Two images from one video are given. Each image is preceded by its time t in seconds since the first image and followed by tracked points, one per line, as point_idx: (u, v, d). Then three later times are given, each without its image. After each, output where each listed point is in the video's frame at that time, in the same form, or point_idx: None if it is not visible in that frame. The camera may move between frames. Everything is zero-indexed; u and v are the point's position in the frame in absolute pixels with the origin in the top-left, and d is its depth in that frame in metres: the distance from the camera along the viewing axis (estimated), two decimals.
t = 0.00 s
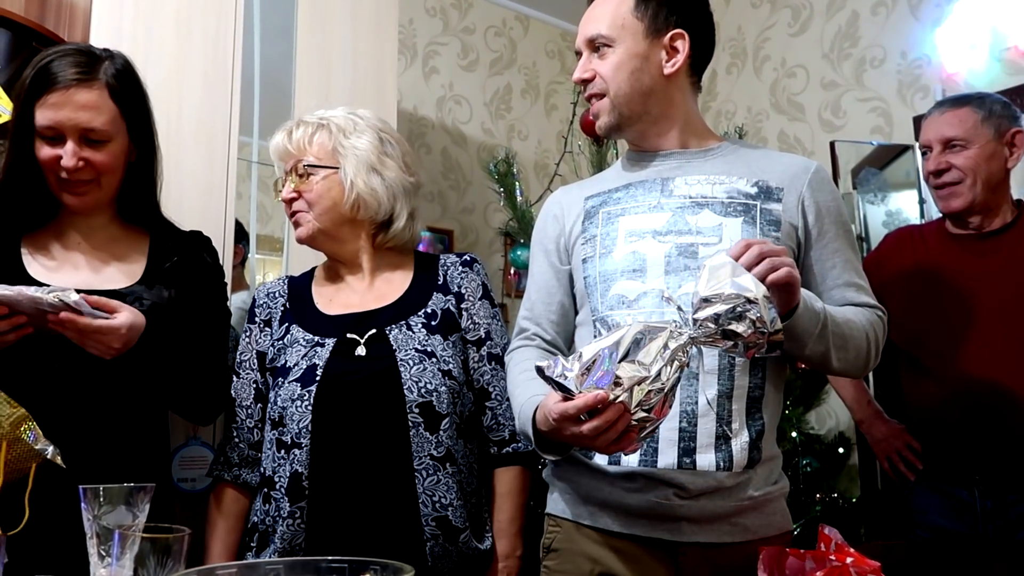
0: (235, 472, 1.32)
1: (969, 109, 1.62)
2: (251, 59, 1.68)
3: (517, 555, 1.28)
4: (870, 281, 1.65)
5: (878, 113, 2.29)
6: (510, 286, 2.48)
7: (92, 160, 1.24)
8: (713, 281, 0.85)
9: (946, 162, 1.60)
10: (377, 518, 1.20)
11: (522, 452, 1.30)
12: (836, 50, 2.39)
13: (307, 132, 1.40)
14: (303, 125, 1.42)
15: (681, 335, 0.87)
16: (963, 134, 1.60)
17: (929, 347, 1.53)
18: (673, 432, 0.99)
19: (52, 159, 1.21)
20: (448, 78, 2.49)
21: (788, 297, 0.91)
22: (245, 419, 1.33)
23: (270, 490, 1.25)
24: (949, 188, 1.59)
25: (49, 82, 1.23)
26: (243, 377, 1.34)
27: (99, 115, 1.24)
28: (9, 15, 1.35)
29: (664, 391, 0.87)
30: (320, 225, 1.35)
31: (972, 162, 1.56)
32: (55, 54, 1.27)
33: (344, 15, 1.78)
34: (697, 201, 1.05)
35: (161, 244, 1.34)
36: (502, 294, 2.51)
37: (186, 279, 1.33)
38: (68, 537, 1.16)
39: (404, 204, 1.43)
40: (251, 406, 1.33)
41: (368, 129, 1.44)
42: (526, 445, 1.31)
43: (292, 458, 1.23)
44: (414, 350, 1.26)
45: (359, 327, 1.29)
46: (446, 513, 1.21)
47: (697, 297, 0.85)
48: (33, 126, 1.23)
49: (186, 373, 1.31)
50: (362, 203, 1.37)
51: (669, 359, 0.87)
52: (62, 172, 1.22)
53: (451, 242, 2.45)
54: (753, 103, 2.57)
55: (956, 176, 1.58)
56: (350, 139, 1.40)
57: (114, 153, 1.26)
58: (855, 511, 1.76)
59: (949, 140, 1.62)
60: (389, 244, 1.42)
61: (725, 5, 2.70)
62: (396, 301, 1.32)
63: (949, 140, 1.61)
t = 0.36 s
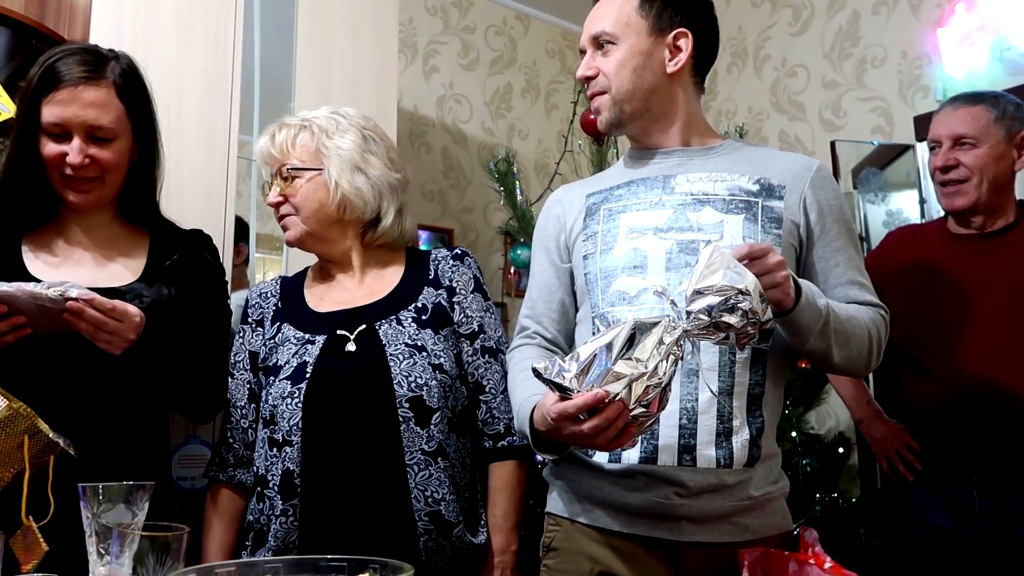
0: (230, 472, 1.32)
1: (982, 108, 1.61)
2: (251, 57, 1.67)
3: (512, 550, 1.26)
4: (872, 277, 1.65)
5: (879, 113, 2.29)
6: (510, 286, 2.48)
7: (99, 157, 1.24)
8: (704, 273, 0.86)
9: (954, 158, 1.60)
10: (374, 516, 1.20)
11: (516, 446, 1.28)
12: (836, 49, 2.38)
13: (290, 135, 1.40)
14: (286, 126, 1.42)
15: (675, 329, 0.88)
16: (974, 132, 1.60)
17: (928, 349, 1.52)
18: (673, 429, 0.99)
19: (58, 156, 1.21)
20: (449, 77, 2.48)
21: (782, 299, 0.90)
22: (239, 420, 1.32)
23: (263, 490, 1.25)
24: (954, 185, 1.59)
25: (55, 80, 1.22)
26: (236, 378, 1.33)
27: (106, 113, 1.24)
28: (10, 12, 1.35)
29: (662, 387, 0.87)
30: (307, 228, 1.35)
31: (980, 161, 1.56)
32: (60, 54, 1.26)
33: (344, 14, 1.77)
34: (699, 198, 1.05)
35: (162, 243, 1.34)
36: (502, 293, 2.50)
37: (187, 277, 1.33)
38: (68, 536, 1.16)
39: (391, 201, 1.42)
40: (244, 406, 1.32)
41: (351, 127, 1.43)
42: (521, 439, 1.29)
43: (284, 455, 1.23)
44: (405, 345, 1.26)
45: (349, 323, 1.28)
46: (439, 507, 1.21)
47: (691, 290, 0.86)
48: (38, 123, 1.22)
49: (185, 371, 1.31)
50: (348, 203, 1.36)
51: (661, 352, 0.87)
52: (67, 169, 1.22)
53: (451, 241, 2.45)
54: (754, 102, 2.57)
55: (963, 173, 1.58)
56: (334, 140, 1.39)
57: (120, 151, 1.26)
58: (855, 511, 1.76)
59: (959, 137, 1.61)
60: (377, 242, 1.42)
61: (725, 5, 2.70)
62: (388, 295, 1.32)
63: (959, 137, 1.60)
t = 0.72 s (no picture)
0: (231, 473, 1.33)
1: (1000, 107, 1.60)
2: (256, 57, 1.68)
3: (509, 548, 1.25)
4: (875, 274, 1.66)
5: (883, 112, 2.29)
6: (515, 285, 2.48)
7: (104, 157, 1.24)
8: (704, 270, 0.88)
9: (967, 157, 1.60)
10: (376, 514, 1.20)
11: (516, 446, 1.28)
12: (841, 48, 2.38)
13: (288, 134, 1.40)
14: (285, 125, 1.43)
15: (669, 321, 0.90)
16: (988, 131, 1.59)
17: (931, 349, 1.53)
18: (677, 429, 0.99)
19: (64, 157, 1.22)
20: (453, 76, 2.49)
21: (785, 306, 0.90)
22: (241, 420, 1.33)
23: (262, 490, 1.26)
24: (965, 183, 1.58)
25: (61, 81, 1.23)
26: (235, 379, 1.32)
27: (110, 112, 1.25)
28: (16, 12, 1.35)
29: (653, 378, 0.90)
30: (304, 228, 1.36)
31: (993, 161, 1.56)
32: (66, 54, 1.27)
33: (349, 13, 1.78)
34: (703, 198, 1.05)
35: (169, 243, 1.35)
36: (506, 292, 2.51)
37: (195, 277, 1.34)
38: (76, 534, 1.17)
39: (389, 200, 1.42)
40: (246, 407, 1.33)
41: (348, 126, 1.43)
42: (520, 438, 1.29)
43: (282, 456, 1.24)
44: (402, 345, 1.26)
45: (347, 323, 1.29)
46: (437, 507, 1.21)
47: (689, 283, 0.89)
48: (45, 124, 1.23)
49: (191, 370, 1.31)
50: (345, 203, 1.37)
51: (660, 345, 0.89)
52: (75, 169, 1.22)
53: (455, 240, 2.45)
54: (758, 102, 2.57)
55: (975, 172, 1.58)
56: (331, 139, 1.40)
57: (126, 150, 1.27)
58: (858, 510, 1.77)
59: (973, 136, 1.60)
60: (376, 241, 1.42)
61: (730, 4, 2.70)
62: (385, 296, 1.32)
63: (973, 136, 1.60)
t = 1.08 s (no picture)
0: (265, 471, 1.34)
1: None
2: (289, 61, 1.70)
3: (542, 553, 1.25)
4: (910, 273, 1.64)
5: (916, 112, 2.27)
6: (544, 286, 2.49)
7: (144, 163, 1.26)
8: (734, 268, 0.87)
9: (1014, 160, 1.53)
10: (408, 515, 1.21)
11: (547, 448, 1.28)
12: (872, 48, 2.36)
13: (321, 135, 1.42)
14: (320, 126, 1.44)
15: (696, 317, 0.90)
16: None
17: (966, 350, 1.51)
18: (709, 430, 0.99)
19: (105, 162, 1.24)
20: (481, 78, 2.50)
21: (812, 308, 0.90)
22: (277, 419, 1.34)
23: (295, 491, 1.27)
24: (1010, 188, 1.53)
25: (103, 88, 1.26)
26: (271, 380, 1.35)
27: (151, 120, 1.27)
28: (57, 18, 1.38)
29: (681, 371, 0.90)
30: (337, 228, 1.37)
31: None
32: (109, 62, 1.29)
33: (380, 18, 1.80)
34: (736, 200, 1.05)
35: (205, 245, 1.37)
36: (535, 293, 2.51)
37: (230, 279, 1.36)
38: (116, 531, 1.20)
39: (422, 201, 1.43)
40: (280, 407, 1.35)
41: (381, 128, 1.45)
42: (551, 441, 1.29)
43: (315, 458, 1.25)
44: (433, 347, 1.27)
45: (378, 325, 1.30)
46: (469, 509, 1.22)
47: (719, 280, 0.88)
48: (87, 130, 1.25)
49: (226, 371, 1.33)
50: (376, 202, 1.38)
51: (688, 339, 0.90)
52: (114, 175, 1.25)
53: (484, 242, 2.45)
54: (788, 102, 2.55)
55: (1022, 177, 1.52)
56: (364, 140, 1.41)
57: (165, 157, 1.29)
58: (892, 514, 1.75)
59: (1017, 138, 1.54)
60: (408, 242, 1.43)
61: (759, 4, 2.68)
62: (416, 298, 1.32)
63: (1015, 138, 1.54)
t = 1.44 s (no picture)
0: (301, 474, 1.36)
1: None
2: (323, 68, 1.72)
3: (571, 560, 1.24)
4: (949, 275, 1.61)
5: (954, 110, 2.23)
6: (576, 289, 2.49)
7: (181, 172, 1.29)
8: (778, 284, 0.87)
9: None
10: (440, 519, 1.22)
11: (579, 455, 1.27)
12: (909, 45, 2.33)
13: (354, 142, 1.44)
14: (352, 132, 1.46)
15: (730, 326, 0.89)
16: None
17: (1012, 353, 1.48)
18: (743, 433, 0.99)
19: (143, 172, 1.27)
20: (513, 82, 2.50)
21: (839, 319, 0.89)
22: (312, 423, 1.37)
23: (327, 495, 1.29)
24: None
25: (140, 99, 1.28)
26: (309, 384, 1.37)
27: (187, 130, 1.29)
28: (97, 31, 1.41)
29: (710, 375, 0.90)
30: (370, 234, 1.39)
31: None
32: (147, 72, 1.32)
33: (412, 25, 1.81)
34: (768, 201, 1.04)
35: (240, 252, 1.39)
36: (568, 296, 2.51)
37: (264, 284, 1.38)
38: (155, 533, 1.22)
39: (455, 204, 1.44)
40: (317, 411, 1.36)
41: (413, 132, 1.46)
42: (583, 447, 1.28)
43: (346, 463, 1.27)
44: (463, 352, 1.28)
45: (410, 331, 1.31)
46: (499, 516, 1.22)
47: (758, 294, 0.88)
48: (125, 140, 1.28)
49: (262, 375, 1.34)
50: (409, 208, 1.39)
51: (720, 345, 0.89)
52: (152, 184, 1.27)
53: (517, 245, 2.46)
54: (823, 102, 2.52)
55: None
56: (396, 145, 1.42)
57: (201, 165, 1.31)
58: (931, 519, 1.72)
59: None
60: (441, 245, 1.44)
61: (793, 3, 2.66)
62: (447, 304, 1.33)
63: None
